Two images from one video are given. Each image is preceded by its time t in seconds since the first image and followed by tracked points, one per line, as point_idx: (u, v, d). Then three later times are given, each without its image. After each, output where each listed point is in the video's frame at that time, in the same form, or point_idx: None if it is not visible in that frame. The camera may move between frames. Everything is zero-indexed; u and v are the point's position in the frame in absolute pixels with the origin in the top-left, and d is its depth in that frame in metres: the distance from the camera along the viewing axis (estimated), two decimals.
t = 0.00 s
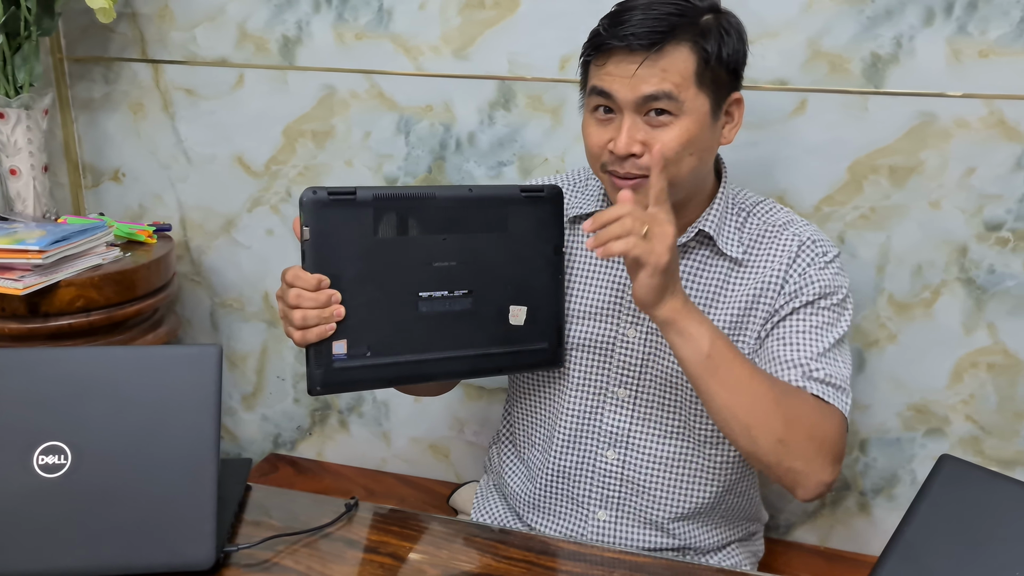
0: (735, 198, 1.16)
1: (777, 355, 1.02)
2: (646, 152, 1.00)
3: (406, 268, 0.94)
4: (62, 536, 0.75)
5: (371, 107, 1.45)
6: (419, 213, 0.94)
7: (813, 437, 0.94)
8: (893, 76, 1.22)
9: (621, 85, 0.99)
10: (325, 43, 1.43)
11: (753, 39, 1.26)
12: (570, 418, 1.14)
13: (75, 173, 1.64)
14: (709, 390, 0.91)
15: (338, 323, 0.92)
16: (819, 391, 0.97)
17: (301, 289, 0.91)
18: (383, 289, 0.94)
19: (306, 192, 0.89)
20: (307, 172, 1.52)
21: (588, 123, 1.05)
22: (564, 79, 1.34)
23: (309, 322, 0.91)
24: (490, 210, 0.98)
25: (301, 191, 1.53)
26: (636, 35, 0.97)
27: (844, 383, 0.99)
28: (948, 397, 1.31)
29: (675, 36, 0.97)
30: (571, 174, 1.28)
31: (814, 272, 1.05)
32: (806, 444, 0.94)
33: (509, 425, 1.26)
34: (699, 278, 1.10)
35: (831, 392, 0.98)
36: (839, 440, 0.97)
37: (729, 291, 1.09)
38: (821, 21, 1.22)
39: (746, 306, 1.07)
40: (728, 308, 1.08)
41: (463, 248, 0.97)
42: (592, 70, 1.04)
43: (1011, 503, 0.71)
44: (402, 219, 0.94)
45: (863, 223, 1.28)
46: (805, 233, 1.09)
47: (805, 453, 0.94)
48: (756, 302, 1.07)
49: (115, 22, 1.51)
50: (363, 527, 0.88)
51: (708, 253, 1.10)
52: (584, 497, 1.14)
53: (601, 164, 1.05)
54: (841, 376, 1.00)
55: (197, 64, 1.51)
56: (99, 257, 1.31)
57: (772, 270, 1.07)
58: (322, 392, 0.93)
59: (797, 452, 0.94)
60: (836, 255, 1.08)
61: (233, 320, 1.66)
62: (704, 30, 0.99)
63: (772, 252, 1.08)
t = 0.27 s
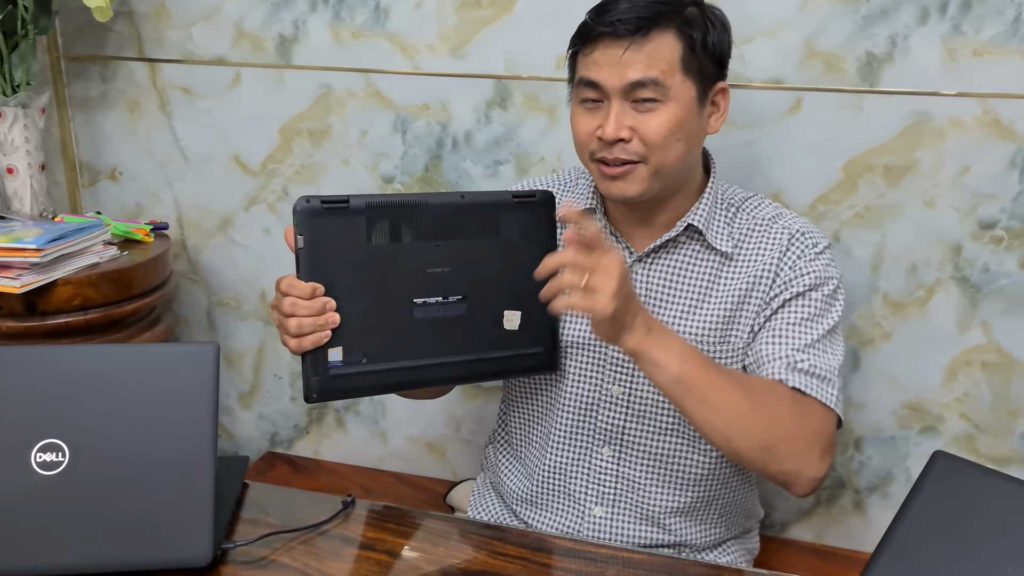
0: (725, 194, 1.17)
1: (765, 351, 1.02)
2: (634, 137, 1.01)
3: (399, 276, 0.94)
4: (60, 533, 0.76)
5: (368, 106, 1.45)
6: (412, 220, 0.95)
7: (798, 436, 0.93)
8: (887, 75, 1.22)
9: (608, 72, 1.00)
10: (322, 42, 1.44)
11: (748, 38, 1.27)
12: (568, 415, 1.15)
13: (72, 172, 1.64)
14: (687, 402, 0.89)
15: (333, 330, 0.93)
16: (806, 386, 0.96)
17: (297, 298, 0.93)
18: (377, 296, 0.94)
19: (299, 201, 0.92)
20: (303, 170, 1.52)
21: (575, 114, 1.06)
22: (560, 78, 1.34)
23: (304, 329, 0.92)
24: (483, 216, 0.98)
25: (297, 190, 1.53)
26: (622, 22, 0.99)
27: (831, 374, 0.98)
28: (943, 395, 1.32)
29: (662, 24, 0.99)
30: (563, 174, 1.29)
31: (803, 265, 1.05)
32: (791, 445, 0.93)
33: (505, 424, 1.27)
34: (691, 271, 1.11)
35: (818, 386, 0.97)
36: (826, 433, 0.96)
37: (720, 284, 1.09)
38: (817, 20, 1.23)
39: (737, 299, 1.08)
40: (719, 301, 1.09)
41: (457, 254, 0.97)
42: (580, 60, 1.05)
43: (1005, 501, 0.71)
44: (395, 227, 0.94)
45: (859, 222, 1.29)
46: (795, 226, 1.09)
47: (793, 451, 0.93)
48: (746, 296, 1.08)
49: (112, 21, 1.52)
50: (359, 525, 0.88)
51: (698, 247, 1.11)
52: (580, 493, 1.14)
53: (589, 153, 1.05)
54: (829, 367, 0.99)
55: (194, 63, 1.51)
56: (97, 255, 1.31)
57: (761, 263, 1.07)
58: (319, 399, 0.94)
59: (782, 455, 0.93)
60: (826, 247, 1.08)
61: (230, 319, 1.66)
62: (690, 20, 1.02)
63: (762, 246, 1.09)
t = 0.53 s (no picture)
0: (711, 192, 1.18)
1: (749, 372, 1.07)
2: (622, 140, 1.02)
3: (391, 282, 0.95)
4: (57, 529, 0.76)
5: (363, 105, 1.46)
6: (406, 228, 0.95)
7: (757, 461, 1.04)
8: (879, 74, 1.23)
9: (599, 74, 1.01)
10: (317, 41, 1.44)
11: (740, 38, 1.28)
12: (556, 415, 1.16)
13: (68, 171, 1.64)
14: (646, 436, 1.04)
15: (319, 334, 0.93)
16: (778, 415, 1.05)
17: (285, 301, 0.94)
18: (368, 302, 0.95)
19: (293, 203, 0.92)
20: (299, 169, 1.53)
21: (565, 113, 1.07)
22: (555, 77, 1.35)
23: (290, 333, 0.93)
24: (478, 225, 0.99)
25: (293, 189, 1.54)
26: (615, 24, 0.99)
27: (807, 400, 1.05)
28: (933, 392, 1.33)
29: (654, 26, 1.00)
30: (551, 175, 1.29)
31: (789, 274, 1.07)
32: (747, 470, 1.05)
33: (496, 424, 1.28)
34: (678, 273, 1.11)
35: (793, 414, 1.05)
36: (791, 451, 1.06)
37: (708, 287, 1.10)
38: (808, 20, 1.24)
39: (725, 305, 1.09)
40: (708, 305, 1.10)
41: (449, 262, 0.97)
42: (571, 59, 1.06)
43: (993, 497, 0.71)
44: (389, 233, 0.95)
45: (850, 220, 1.30)
46: (782, 226, 1.10)
47: (753, 473, 1.05)
48: (734, 302, 1.09)
49: (108, 21, 1.52)
50: (354, 521, 0.89)
51: (686, 249, 1.12)
52: (571, 492, 1.16)
53: (577, 154, 1.06)
54: (807, 393, 1.05)
55: (190, 62, 1.52)
56: (93, 255, 1.32)
57: (749, 267, 1.08)
58: (304, 401, 0.95)
59: (741, 475, 1.05)
60: (812, 249, 1.09)
61: (226, 318, 1.67)
62: (682, 23, 1.02)
63: (749, 248, 1.09)
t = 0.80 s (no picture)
0: (704, 192, 1.19)
1: (738, 373, 1.09)
2: (623, 136, 1.03)
3: (394, 280, 0.96)
4: (57, 527, 0.77)
5: (360, 107, 1.47)
6: (412, 226, 0.96)
7: (743, 461, 1.06)
8: (870, 76, 1.25)
9: (602, 70, 1.02)
10: (315, 44, 1.45)
11: (734, 40, 1.29)
12: (549, 413, 1.17)
13: (66, 173, 1.65)
14: (633, 434, 1.06)
15: (323, 328, 0.94)
16: (767, 416, 1.06)
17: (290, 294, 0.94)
18: (371, 298, 0.96)
19: (303, 198, 0.91)
20: (296, 171, 1.54)
21: (565, 109, 1.08)
22: (550, 79, 1.36)
23: (295, 326, 0.93)
24: (483, 225, 0.99)
25: (291, 190, 1.55)
26: (618, 21, 1.01)
27: (796, 401, 1.06)
28: (925, 390, 1.34)
29: (657, 24, 1.01)
30: (546, 174, 1.30)
31: (779, 275, 1.08)
32: (733, 470, 1.06)
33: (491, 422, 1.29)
34: (670, 273, 1.12)
35: (781, 414, 1.06)
36: (779, 453, 1.08)
37: (699, 287, 1.11)
38: (801, 23, 1.25)
39: (716, 305, 1.10)
40: (699, 303, 1.11)
41: (452, 261, 0.98)
42: (573, 55, 1.07)
43: (982, 490, 0.69)
44: (394, 231, 0.95)
45: (843, 221, 1.31)
46: (772, 227, 1.11)
47: (740, 473, 1.06)
48: (724, 302, 1.10)
49: (106, 23, 1.53)
50: (351, 518, 0.90)
51: (677, 248, 1.13)
52: (565, 488, 1.17)
53: (577, 149, 1.07)
54: (797, 394, 1.07)
55: (187, 64, 1.53)
56: (91, 255, 1.32)
57: (739, 267, 1.09)
58: (304, 392, 0.96)
59: (727, 475, 1.07)
60: (802, 250, 1.11)
61: (224, 318, 1.68)
62: (683, 22, 1.04)
63: (740, 249, 1.10)
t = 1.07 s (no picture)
0: (699, 193, 1.20)
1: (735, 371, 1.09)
2: (622, 134, 1.04)
3: (396, 279, 0.96)
4: (57, 526, 0.78)
5: (357, 108, 1.47)
6: (412, 226, 0.96)
7: (749, 458, 1.04)
8: (864, 78, 1.25)
9: (601, 68, 1.03)
10: (312, 45, 1.46)
11: (729, 42, 1.30)
12: (545, 411, 1.18)
13: (64, 173, 1.65)
14: (640, 432, 1.04)
15: (330, 328, 0.94)
16: (767, 413, 1.05)
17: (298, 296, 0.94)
18: (374, 298, 0.96)
19: (306, 200, 0.92)
20: (294, 171, 1.54)
21: (564, 107, 1.09)
22: (547, 80, 1.37)
23: (304, 327, 0.93)
24: (478, 222, 1.01)
25: (288, 191, 1.55)
26: (618, 20, 1.01)
27: (796, 399, 1.06)
28: (920, 389, 1.35)
29: (656, 23, 1.02)
30: (546, 174, 1.31)
31: (775, 274, 1.09)
32: (740, 466, 1.04)
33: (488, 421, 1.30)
34: (665, 271, 1.13)
35: (780, 412, 1.06)
36: (783, 450, 1.06)
37: (694, 285, 1.12)
38: (796, 25, 1.26)
39: (710, 302, 1.11)
40: (694, 301, 1.12)
41: (452, 259, 0.99)
42: (572, 54, 1.07)
43: (975, 487, 0.68)
44: (395, 230, 0.96)
45: (838, 221, 1.32)
46: (768, 228, 1.12)
47: (744, 472, 1.05)
48: (719, 300, 1.11)
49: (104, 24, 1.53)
50: (349, 517, 0.91)
51: (672, 247, 1.14)
52: (561, 486, 1.18)
53: (576, 146, 1.08)
54: (796, 391, 1.06)
55: (185, 65, 1.53)
56: (90, 256, 1.33)
57: (734, 265, 1.10)
58: (312, 394, 0.95)
59: (732, 471, 1.05)
60: (798, 250, 1.11)
61: (221, 318, 1.68)
62: (682, 22, 1.05)
63: (735, 248, 1.11)
